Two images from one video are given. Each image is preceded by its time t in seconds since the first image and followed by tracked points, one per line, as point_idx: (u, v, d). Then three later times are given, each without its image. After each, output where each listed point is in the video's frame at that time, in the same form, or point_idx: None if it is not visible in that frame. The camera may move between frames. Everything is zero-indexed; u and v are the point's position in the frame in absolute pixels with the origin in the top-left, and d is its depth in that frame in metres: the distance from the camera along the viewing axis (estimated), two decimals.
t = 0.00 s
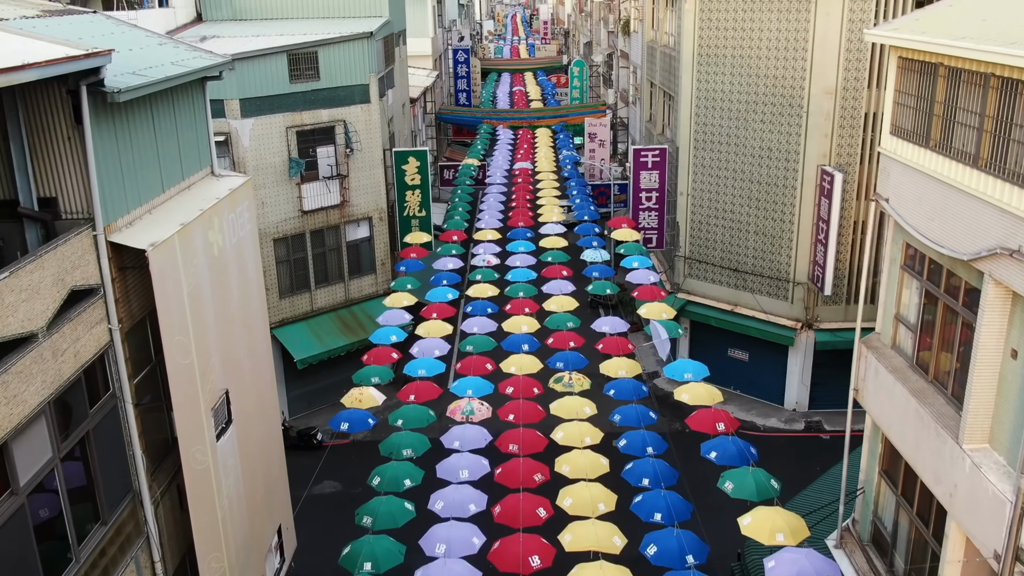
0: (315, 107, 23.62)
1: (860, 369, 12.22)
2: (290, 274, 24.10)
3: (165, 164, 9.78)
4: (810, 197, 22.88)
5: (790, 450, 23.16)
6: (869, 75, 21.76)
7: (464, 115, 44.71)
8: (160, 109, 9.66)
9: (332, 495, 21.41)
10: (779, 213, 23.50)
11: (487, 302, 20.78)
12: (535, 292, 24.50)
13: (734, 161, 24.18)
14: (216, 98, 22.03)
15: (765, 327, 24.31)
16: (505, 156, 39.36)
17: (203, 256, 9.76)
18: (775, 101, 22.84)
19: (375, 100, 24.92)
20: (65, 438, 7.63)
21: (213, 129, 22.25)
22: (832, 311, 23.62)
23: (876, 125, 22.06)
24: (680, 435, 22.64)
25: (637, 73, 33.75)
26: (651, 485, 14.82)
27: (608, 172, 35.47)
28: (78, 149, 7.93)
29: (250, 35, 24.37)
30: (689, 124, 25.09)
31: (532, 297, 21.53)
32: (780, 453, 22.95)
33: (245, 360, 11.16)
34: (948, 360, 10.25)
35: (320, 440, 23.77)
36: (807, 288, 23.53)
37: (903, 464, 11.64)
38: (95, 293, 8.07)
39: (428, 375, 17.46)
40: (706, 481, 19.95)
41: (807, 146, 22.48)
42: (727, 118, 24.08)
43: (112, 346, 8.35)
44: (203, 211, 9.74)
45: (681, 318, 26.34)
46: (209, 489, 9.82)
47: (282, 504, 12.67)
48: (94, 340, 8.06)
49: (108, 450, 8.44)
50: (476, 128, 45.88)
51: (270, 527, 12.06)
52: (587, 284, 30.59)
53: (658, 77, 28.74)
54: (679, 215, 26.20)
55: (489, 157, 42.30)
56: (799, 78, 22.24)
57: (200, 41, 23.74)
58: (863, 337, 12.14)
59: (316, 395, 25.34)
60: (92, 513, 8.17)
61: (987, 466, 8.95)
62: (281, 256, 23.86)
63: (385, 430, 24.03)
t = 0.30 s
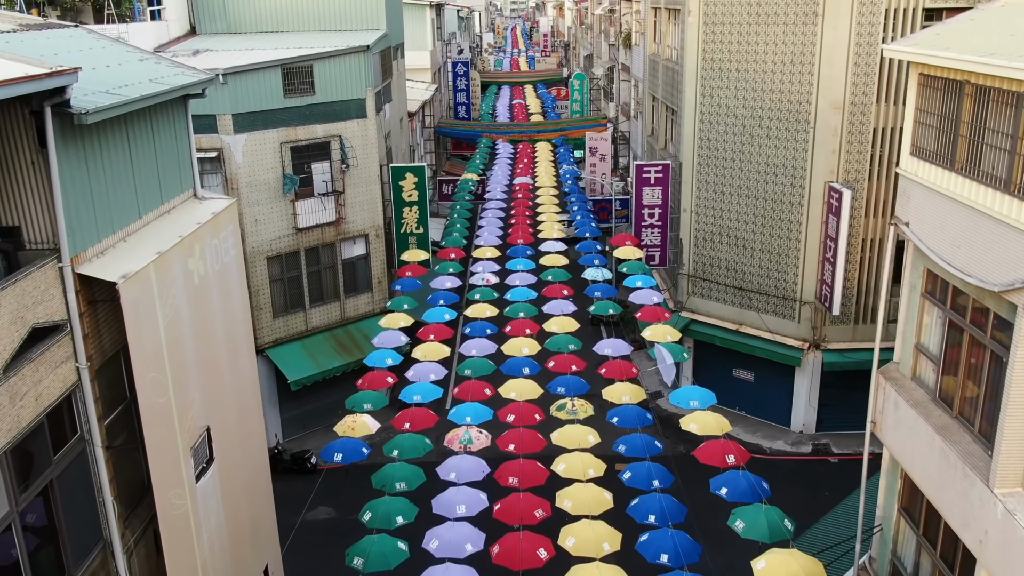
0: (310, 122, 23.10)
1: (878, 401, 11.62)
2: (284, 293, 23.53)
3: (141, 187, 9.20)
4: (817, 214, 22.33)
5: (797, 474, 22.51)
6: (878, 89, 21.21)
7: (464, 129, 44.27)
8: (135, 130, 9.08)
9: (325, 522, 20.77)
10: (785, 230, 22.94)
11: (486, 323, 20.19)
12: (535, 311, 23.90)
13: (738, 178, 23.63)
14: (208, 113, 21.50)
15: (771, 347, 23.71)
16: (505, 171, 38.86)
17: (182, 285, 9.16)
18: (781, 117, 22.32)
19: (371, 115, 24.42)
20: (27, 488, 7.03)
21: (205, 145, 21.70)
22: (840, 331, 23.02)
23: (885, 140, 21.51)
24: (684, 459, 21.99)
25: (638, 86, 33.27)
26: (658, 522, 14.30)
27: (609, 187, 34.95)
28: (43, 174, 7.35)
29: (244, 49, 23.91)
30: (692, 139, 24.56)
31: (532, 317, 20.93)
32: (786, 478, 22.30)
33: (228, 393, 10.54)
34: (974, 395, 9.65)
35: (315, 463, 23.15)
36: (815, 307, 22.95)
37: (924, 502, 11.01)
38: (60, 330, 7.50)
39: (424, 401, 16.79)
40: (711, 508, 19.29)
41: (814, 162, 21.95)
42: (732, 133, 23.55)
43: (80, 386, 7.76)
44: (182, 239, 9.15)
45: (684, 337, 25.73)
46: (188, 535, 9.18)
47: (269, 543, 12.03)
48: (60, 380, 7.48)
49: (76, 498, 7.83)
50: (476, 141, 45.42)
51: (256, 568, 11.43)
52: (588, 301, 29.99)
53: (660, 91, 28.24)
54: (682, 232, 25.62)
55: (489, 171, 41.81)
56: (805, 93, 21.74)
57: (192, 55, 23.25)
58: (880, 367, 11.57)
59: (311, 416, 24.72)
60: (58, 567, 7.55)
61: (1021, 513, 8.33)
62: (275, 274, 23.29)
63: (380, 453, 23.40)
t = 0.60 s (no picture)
0: (305, 136, 22.55)
1: (899, 433, 10.98)
2: (278, 311, 22.94)
3: (115, 212, 8.61)
4: (825, 231, 21.74)
5: (806, 498, 21.84)
6: (888, 103, 20.67)
7: (463, 142, 43.83)
8: (108, 151, 8.50)
9: (319, 549, 20.08)
10: (791, 248, 22.35)
11: (486, 343, 19.59)
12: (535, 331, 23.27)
13: (744, 194, 23.06)
14: (200, 128, 20.96)
15: (778, 367, 23.08)
16: (505, 185, 38.33)
17: (158, 316, 8.57)
18: (788, 131, 21.78)
19: (368, 129, 23.90)
20: None
21: (196, 161, 21.16)
22: (848, 350, 22.41)
23: (895, 155, 20.97)
24: (689, 483, 21.33)
25: (640, 100, 32.77)
26: (665, 561, 13.73)
27: (611, 202, 34.40)
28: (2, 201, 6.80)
29: (238, 61, 23.42)
30: (696, 154, 23.98)
31: (533, 337, 20.33)
32: (794, 503, 21.63)
33: (209, 427, 9.93)
34: (1005, 432, 9.03)
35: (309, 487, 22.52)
36: (823, 326, 22.34)
37: (948, 542, 10.39)
38: (21, 370, 6.91)
39: (420, 427, 16.14)
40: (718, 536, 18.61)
41: (822, 178, 21.39)
42: (737, 148, 23.00)
43: (42, 431, 7.17)
44: (158, 267, 8.56)
45: (688, 356, 25.11)
46: None
47: None
48: (19, 425, 6.86)
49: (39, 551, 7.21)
50: (475, 155, 44.96)
51: None
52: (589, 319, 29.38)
53: (662, 104, 27.71)
54: (685, 249, 25.00)
55: (488, 185, 41.31)
56: (813, 107, 21.20)
57: (184, 68, 22.72)
58: (901, 399, 10.97)
59: (305, 438, 24.09)
60: None
61: None
62: (268, 292, 22.71)
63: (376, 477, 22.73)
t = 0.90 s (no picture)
0: (300, 149, 22.00)
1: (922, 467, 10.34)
2: (271, 329, 22.34)
3: (83, 236, 8.07)
4: (834, 246, 21.14)
5: (816, 522, 21.14)
6: (899, 116, 20.11)
7: (463, 153, 43.35)
8: (78, 172, 7.98)
9: None
10: (800, 264, 21.76)
11: (485, 363, 18.95)
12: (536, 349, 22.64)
13: (750, 208, 22.49)
14: (191, 141, 20.40)
15: (785, 386, 22.46)
16: (505, 198, 37.78)
17: (129, 347, 8.01)
18: (796, 144, 21.23)
19: (364, 142, 23.36)
20: None
21: (188, 175, 20.60)
22: (858, 369, 21.78)
23: (906, 169, 20.39)
24: (694, 506, 20.65)
25: (643, 111, 32.29)
26: None
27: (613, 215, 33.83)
28: None
29: (232, 73, 22.90)
30: (701, 168, 23.40)
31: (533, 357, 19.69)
32: (804, 527, 20.93)
33: (186, 466, 9.32)
34: None
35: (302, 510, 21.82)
36: (832, 344, 21.72)
37: None
38: None
39: (417, 453, 15.54)
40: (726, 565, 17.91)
41: (831, 192, 20.83)
42: (743, 161, 22.44)
43: None
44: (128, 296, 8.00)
45: (693, 375, 24.46)
46: None
47: None
48: None
49: None
50: (475, 166, 44.45)
51: None
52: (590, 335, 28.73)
53: (666, 116, 27.18)
54: (690, 265, 24.38)
55: (488, 198, 40.78)
56: (822, 119, 20.66)
57: (176, 79, 22.18)
58: (924, 431, 10.37)
59: (299, 458, 23.44)
60: None
61: None
62: (261, 309, 22.11)
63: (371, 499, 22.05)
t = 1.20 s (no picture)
0: (293, 160, 21.42)
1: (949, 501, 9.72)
2: (264, 344, 21.72)
3: (46, 265, 8.36)
4: (843, 259, 20.54)
5: (826, 543, 20.47)
6: (911, 126, 19.55)
7: (462, 163, 42.82)
8: (45, 201, 8.41)
9: None
10: (808, 277, 21.16)
11: (484, 382, 18.29)
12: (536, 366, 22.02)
13: (756, 221, 21.90)
14: (182, 151, 19.82)
15: (793, 404, 21.82)
16: (505, 208, 37.20)
17: (94, 374, 8.32)
18: (804, 155, 20.65)
19: (361, 152, 22.81)
20: None
21: (178, 186, 20.01)
22: (868, 386, 21.16)
23: (918, 181, 19.81)
24: (700, 527, 19.99)
25: (645, 120, 31.77)
26: None
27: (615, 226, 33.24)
28: None
29: (224, 81, 22.34)
30: (706, 179, 22.82)
31: (534, 374, 19.06)
32: (813, 548, 20.27)
33: (155, 497, 9.67)
34: None
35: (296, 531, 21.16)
36: (841, 361, 21.10)
37: None
38: None
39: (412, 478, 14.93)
40: None
41: (841, 204, 20.23)
42: (749, 172, 21.86)
43: None
44: (94, 326, 8.32)
45: (697, 391, 23.80)
46: None
47: None
48: None
49: None
50: (474, 176, 43.87)
51: None
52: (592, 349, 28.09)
53: (669, 125, 26.62)
54: (695, 277, 23.78)
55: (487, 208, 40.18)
56: (831, 129, 20.09)
57: (167, 88, 21.61)
58: (952, 465, 10.24)
59: (293, 477, 22.78)
60: None
61: None
62: (254, 324, 21.51)
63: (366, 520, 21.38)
